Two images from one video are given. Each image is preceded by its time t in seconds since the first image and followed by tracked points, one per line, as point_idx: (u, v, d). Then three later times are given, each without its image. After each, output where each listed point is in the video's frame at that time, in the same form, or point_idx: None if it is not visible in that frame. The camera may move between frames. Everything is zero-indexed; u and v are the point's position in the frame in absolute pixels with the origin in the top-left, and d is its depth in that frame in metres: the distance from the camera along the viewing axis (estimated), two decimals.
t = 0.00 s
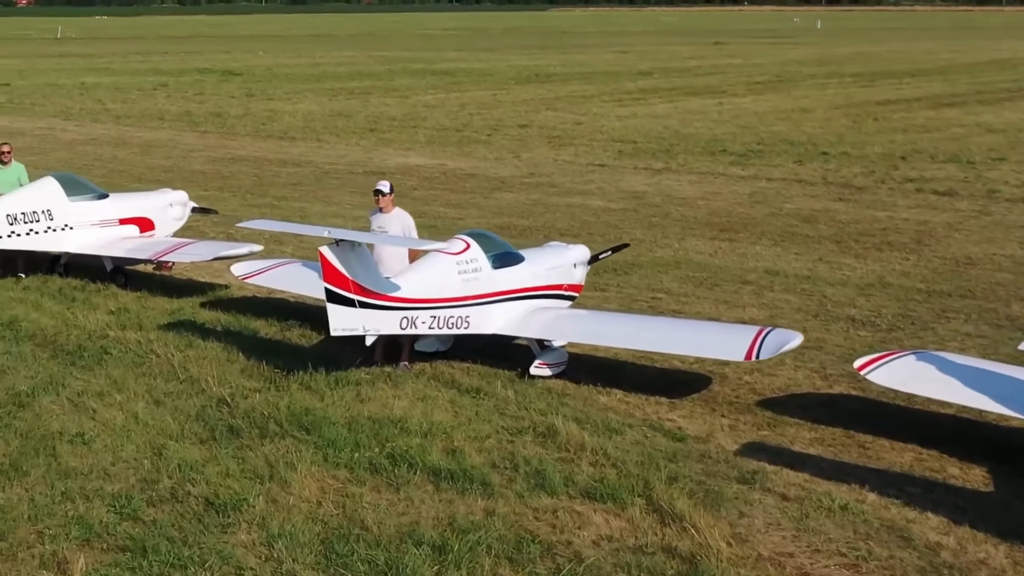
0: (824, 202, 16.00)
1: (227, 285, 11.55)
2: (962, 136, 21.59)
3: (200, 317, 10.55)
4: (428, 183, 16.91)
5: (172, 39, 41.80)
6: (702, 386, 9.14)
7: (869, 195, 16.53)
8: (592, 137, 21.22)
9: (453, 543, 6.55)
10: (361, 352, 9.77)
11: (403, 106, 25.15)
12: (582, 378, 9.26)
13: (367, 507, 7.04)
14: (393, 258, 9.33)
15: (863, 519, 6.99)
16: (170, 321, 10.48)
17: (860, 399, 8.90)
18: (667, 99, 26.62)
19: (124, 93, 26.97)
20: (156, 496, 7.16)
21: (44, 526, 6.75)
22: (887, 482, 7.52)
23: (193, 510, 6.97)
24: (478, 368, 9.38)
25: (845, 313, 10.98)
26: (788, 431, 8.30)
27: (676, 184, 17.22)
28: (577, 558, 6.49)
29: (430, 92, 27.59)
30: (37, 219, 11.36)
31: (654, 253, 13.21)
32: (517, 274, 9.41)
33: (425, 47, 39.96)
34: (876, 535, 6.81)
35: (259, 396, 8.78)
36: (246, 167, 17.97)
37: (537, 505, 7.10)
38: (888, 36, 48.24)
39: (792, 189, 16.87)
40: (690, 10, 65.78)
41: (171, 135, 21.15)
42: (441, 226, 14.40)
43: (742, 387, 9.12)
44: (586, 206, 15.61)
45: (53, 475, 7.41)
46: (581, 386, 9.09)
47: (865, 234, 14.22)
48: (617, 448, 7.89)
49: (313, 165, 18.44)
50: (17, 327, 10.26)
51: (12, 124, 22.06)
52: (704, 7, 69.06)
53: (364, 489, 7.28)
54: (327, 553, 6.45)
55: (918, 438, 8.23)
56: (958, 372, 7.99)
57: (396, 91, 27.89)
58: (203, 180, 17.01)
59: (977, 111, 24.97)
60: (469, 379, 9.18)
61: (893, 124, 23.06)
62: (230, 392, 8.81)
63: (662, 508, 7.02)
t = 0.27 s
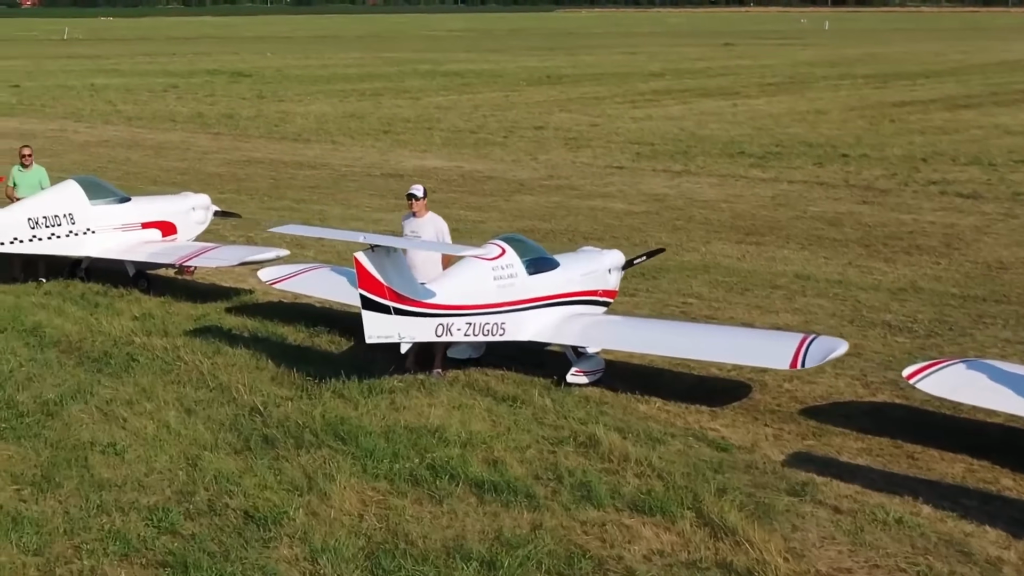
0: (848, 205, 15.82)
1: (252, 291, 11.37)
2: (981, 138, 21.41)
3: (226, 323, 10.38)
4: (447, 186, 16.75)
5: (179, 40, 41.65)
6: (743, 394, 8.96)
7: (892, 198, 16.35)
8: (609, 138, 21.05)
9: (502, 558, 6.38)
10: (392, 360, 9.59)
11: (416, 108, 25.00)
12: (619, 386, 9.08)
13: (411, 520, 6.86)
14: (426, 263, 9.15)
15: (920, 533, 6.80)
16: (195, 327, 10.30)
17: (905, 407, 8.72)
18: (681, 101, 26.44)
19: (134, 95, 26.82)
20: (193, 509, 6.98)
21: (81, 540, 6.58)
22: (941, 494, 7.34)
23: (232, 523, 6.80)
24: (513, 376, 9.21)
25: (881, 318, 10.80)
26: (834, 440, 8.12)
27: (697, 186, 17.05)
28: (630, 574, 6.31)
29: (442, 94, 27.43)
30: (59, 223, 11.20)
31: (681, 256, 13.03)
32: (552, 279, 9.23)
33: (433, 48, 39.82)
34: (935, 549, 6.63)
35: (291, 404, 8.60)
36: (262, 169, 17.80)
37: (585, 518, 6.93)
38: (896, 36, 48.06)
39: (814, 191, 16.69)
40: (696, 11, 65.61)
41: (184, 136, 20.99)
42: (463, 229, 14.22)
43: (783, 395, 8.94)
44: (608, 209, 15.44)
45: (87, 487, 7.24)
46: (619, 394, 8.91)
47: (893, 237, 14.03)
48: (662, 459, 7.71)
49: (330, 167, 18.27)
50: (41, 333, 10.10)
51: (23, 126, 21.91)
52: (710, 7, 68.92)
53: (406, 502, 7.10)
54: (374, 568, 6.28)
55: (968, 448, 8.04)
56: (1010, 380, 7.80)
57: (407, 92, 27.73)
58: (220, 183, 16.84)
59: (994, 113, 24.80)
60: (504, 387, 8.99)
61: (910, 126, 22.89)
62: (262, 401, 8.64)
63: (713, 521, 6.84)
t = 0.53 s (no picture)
0: (874, 208, 15.63)
1: (278, 296, 11.19)
2: (1001, 140, 21.22)
3: (254, 329, 10.20)
4: (466, 188, 16.57)
5: (186, 41, 41.51)
6: (785, 403, 8.78)
7: (917, 200, 16.16)
8: (626, 140, 20.88)
9: (555, 574, 6.20)
10: (425, 367, 9.41)
11: (429, 109, 24.83)
12: (658, 395, 8.90)
13: (457, 534, 6.68)
14: (461, 269, 8.97)
15: (981, 547, 6.62)
16: (222, 333, 10.12)
17: (952, 416, 8.54)
18: (695, 102, 26.27)
19: (145, 96, 26.67)
20: (233, 522, 6.80)
21: (120, 555, 6.40)
22: (998, 506, 7.15)
23: (274, 537, 6.62)
24: (549, 384, 9.02)
25: (919, 324, 10.61)
26: (883, 450, 7.94)
27: (719, 189, 16.87)
28: None
29: (454, 95, 27.27)
30: (81, 227, 11.04)
31: (709, 260, 12.85)
32: (590, 285, 9.05)
33: (442, 48, 39.67)
34: (998, 565, 6.44)
35: (326, 413, 8.42)
36: (278, 172, 17.63)
37: (635, 531, 6.74)
38: (905, 37, 47.88)
39: (838, 194, 16.51)
40: (702, 12, 65.43)
41: (198, 138, 20.82)
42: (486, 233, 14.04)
43: (826, 403, 8.76)
44: (631, 212, 15.26)
45: (123, 498, 7.06)
46: (659, 403, 8.73)
47: (922, 241, 13.85)
48: (709, 470, 7.53)
49: (346, 169, 18.09)
50: (66, 340, 9.92)
51: (35, 128, 21.75)
52: (716, 8, 68.75)
53: (451, 514, 6.92)
54: None
55: (1020, 459, 7.86)
56: None
57: (418, 93, 27.56)
58: (237, 185, 16.67)
59: (1012, 114, 24.61)
60: (542, 395, 8.81)
61: (928, 127, 22.70)
62: (296, 409, 8.46)
63: (767, 535, 6.65)
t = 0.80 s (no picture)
0: (899, 211, 15.45)
1: (304, 301, 11.01)
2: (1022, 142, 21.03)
3: (282, 335, 10.02)
4: (486, 191, 16.40)
5: (193, 42, 41.37)
6: (828, 411, 8.59)
7: (943, 203, 15.98)
8: (643, 142, 20.70)
9: None
10: (459, 374, 9.24)
11: (442, 111, 24.67)
12: (698, 403, 8.72)
13: (505, 548, 6.50)
14: (497, 275, 8.80)
15: None
16: (251, 340, 9.96)
17: (1000, 425, 8.36)
18: (709, 104, 26.10)
19: (156, 98, 26.51)
20: (275, 536, 6.63)
21: (163, 571, 6.23)
22: None
23: (318, 552, 6.45)
24: (587, 393, 8.84)
25: (957, 330, 10.43)
26: (933, 461, 7.76)
27: (741, 191, 16.69)
28: None
29: (467, 97, 27.10)
30: (105, 231, 10.90)
31: (738, 265, 12.67)
32: (628, 291, 8.86)
33: (451, 50, 39.51)
34: None
35: (362, 422, 8.24)
36: (295, 174, 17.45)
37: (688, 546, 6.57)
38: (914, 39, 47.69)
39: (862, 197, 16.33)
40: (708, 13, 65.25)
41: (212, 140, 20.65)
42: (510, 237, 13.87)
43: (871, 412, 8.58)
44: (654, 215, 15.08)
45: (160, 511, 6.89)
46: (701, 411, 8.55)
47: (951, 244, 13.66)
48: (758, 481, 7.35)
49: (363, 171, 17.92)
50: (92, 346, 9.75)
51: (47, 129, 21.60)
52: (722, 10, 68.55)
53: (498, 528, 6.74)
54: None
55: None
56: None
57: (431, 95, 27.39)
58: (254, 188, 16.50)
59: None
60: (580, 404, 8.63)
61: (946, 129, 22.52)
62: (331, 419, 8.29)
63: (824, 550, 6.48)
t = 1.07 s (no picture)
0: (925, 213, 15.29)
1: (331, 307, 10.85)
2: None
3: (311, 342, 9.86)
4: (506, 193, 16.24)
5: (200, 43, 41.23)
6: (873, 420, 8.43)
7: (968, 206, 15.82)
8: (660, 144, 20.54)
9: None
10: (494, 381, 9.08)
11: (455, 112, 24.51)
12: (740, 411, 8.56)
13: (556, 563, 6.33)
14: (535, 280, 8.63)
15: None
16: (280, 346, 9.79)
17: None
18: (723, 105, 25.94)
19: (166, 99, 26.36)
20: (319, 551, 6.46)
21: None
22: None
23: (364, 567, 6.28)
24: (626, 401, 8.69)
25: (996, 336, 10.26)
26: (985, 471, 7.59)
27: (763, 194, 16.52)
28: None
29: (479, 98, 26.94)
30: (129, 236, 10.74)
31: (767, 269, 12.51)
32: (668, 297, 8.69)
33: (459, 50, 39.36)
34: None
35: (399, 432, 8.07)
36: (312, 177, 17.30)
37: (743, 560, 6.39)
38: (922, 39, 47.53)
39: (885, 199, 16.17)
40: (713, 13, 65.12)
41: (225, 142, 20.50)
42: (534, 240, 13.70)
43: (917, 420, 8.42)
44: (678, 218, 14.92)
45: (199, 524, 6.72)
46: (743, 420, 8.39)
47: (980, 248, 13.50)
48: (809, 493, 7.18)
49: (380, 173, 17.76)
50: (119, 353, 9.59)
51: (59, 131, 21.44)
52: (726, 10, 68.40)
53: (547, 542, 6.57)
54: None
55: None
56: None
57: (442, 96, 27.24)
58: (271, 191, 16.34)
59: None
60: (620, 413, 8.47)
61: (964, 131, 22.36)
62: (367, 428, 8.12)
63: (884, 565, 6.30)
